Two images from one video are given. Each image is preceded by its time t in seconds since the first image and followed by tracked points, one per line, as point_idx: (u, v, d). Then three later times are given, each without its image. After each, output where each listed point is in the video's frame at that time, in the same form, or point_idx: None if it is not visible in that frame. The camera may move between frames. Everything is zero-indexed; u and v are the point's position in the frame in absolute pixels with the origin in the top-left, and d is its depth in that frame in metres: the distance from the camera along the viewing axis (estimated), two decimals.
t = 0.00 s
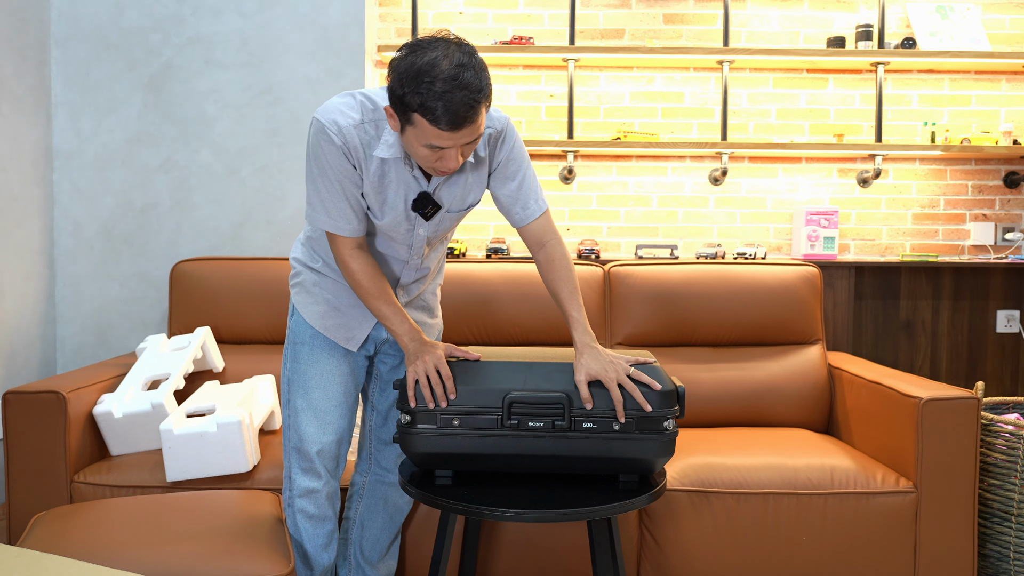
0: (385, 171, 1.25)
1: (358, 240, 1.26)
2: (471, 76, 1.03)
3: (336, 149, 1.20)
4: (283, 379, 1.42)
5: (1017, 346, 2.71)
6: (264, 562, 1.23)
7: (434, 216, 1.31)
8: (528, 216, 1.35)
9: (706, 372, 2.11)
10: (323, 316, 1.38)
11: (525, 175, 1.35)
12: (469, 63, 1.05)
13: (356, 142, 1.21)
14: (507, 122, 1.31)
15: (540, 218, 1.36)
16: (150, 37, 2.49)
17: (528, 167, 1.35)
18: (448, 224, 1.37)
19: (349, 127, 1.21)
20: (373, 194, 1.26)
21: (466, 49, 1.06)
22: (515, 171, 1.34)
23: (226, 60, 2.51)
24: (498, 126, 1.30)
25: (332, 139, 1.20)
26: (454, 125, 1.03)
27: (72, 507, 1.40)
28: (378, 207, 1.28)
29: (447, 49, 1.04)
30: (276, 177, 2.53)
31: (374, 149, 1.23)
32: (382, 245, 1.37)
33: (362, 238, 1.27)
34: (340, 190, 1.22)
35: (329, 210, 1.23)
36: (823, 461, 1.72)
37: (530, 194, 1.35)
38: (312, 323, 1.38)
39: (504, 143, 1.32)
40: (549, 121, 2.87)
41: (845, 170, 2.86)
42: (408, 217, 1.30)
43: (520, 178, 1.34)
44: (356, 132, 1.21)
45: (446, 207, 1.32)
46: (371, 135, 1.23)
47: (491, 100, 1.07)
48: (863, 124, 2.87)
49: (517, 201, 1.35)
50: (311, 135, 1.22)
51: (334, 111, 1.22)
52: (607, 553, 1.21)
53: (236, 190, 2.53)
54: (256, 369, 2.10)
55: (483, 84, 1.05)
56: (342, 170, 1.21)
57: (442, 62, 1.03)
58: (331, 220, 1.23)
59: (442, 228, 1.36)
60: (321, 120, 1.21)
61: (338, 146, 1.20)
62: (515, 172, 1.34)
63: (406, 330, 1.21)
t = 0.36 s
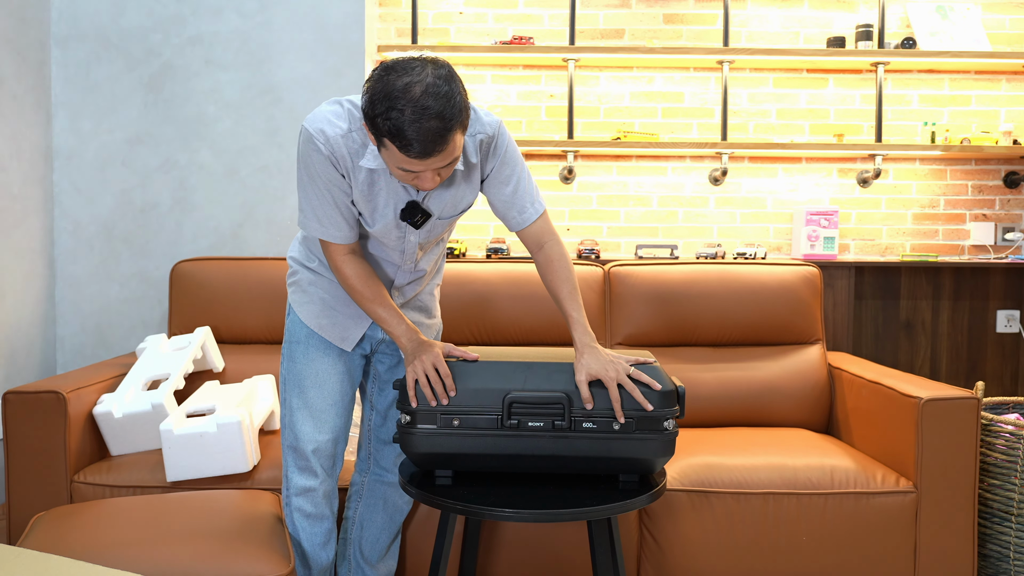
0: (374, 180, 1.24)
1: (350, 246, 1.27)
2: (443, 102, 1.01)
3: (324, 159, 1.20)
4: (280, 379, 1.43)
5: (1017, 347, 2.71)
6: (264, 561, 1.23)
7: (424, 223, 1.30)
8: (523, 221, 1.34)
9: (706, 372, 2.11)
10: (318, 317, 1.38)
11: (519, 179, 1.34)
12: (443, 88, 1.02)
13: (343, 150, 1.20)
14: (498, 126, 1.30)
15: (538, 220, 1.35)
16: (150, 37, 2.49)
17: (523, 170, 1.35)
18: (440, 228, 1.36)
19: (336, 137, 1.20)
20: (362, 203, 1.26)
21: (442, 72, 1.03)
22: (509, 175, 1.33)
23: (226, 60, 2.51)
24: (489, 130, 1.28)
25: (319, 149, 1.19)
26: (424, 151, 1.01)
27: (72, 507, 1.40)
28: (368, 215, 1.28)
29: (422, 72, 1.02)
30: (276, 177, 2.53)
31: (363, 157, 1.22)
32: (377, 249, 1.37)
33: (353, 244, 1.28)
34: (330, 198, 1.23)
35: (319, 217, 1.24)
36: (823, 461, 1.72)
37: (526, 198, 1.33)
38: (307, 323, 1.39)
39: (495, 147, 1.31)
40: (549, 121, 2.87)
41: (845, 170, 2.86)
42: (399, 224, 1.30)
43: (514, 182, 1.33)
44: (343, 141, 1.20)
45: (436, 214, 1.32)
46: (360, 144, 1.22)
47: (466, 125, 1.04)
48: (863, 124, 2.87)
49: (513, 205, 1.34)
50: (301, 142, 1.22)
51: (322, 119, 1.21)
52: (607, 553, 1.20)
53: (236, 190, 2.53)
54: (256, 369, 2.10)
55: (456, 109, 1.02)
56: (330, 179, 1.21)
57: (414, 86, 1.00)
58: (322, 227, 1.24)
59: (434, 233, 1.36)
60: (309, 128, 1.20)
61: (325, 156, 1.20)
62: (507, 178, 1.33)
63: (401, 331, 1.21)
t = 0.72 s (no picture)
0: (366, 182, 1.23)
1: (346, 247, 1.27)
2: (420, 106, 1.00)
3: (314, 164, 1.19)
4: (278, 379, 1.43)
5: (1017, 347, 2.71)
6: (264, 562, 1.23)
7: (420, 221, 1.30)
8: (507, 213, 1.39)
9: (706, 372, 2.11)
10: (315, 317, 1.38)
11: (508, 174, 1.36)
12: (420, 92, 1.01)
13: (334, 154, 1.20)
14: (489, 121, 1.30)
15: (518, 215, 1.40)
16: (150, 37, 2.49)
17: (512, 164, 1.36)
18: (435, 227, 1.36)
19: (326, 140, 1.19)
20: (356, 205, 1.26)
21: (421, 76, 1.03)
22: (500, 170, 1.34)
23: (226, 60, 2.51)
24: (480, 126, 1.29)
25: (309, 154, 1.19)
26: (400, 156, 1.01)
27: (72, 507, 1.40)
28: (364, 216, 1.28)
29: (401, 75, 1.01)
30: (276, 177, 2.53)
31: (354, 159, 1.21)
32: (373, 248, 1.37)
33: (349, 245, 1.27)
34: (324, 202, 1.23)
35: (315, 221, 1.24)
36: (823, 461, 1.72)
37: (516, 190, 1.37)
38: (304, 323, 1.38)
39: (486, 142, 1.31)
40: (549, 121, 2.87)
41: (845, 170, 2.85)
42: (394, 224, 1.30)
43: (504, 177, 1.35)
44: (333, 144, 1.19)
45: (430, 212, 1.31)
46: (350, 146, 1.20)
47: (443, 130, 1.03)
48: (863, 124, 2.87)
49: (504, 197, 1.37)
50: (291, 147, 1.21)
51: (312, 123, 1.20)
52: (606, 553, 1.20)
53: (236, 190, 2.53)
54: (256, 369, 2.10)
55: (434, 114, 1.01)
56: (323, 183, 1.21)
57: (391, 90, 1.00)
58: (317, 231, 1.24)
59: (429, 232, 1.35)
60: (299, 133, 1.19)
61: (316, 160, 1.19)
62: (497, 172, 1.34)
63: (399, 331, 1.22)
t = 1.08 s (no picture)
0: (372, 176, 1.24)
1: (349, 245, 1.26)
2: (446, 77, 1.01)
3: (320, 160, 1.19)
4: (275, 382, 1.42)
5: (1018, 347, 2.71)
6: (264, 561, 1.23)
7: (427, 212, 1.31)
8: (484, 204, 1.41)
9: (706, 372, 2.11)
10: (314, 318, 1.38)
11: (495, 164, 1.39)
12: (442, 64, 1.02)
13: (340, 148, 1.20)
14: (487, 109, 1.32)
15: (493, 209, 1.42)
16: (150, 37, 2.49)
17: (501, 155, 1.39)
18: (440, 219, 1.36)
19: (332, 135, 1.20)
20: (362, 200, 1.26)
21: (438, 48, 1.04)
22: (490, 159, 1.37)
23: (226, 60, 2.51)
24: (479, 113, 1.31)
25: (315, 149, 1.19)
26: (435, 129, 1.01)
27: (72, 507, 1.41)
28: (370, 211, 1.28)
29: (420, 51, 1.02)
30: (277, 177, 2.53)
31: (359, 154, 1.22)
32: (374, 247, 1.37)
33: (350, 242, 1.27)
34: (329, 199, 1.22)
35: (319, 219, 1.23)
36: (823, 461, 1.72)
37: (498, 181, 1.40)
38: (301, 325, 1.38)
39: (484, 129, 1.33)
40: (549, 121, 2.87)
41: (845, 170, 2.85)
42: (401, 216, 1.30)
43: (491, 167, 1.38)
44: (339, 139, 1.20)
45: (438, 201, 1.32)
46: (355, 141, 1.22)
47: (470, 98, 1.05)
48: (863, 124, 2.87)
49: (485, 185, 1.39)
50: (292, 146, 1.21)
51: (314, 120, 1.20)
52: (606, 553, 1.20)
53: (236, 190, 2.53)
54: (256, 369, 2.10)
55: (459, 82, 1.03)
56: (329, 179, 1.21)
57: (414, 66, 1.00)
58: (322, 229, 1.23)
59: (435, 223, 1.36)
60: (302, 130, 1.19)
61: (323, 155, 1.19)
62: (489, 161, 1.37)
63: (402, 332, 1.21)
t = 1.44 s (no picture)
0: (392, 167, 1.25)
1: (359, 242, 1.24)
2: (486, 45, 1.04)
3: (342, 150, 1.18)
4: (284, 385, 1.42)
5: (1018, 346, 2.72)
6: (265, 561, 1.23)
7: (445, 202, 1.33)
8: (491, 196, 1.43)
9: (706, 372, 2.11)
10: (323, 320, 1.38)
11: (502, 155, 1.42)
12: (482, 34, 1.05)
13: (361, 139, 1.20)
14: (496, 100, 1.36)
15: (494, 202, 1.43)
16: (150, 37, 2.49)
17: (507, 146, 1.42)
18: (455, 210, 1.38)
19: (355, 126, 1.19)
20: (381, 191, 1.26)
21: (475, 22, 1.06)
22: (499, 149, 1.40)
23: (226, 60, 2.51)
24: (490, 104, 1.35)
25: (338, 140, 1.17)
26: (477, 96, 1.03)
27: (72, 507, 1.41)
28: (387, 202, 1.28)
29: (458, 22, 1.04)
30: (277, 177, 2.53)
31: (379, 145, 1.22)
32: (386, 243, 1.36)
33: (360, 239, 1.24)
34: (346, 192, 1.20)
35: (333, 213, 1.20)
36: (823, 461, 1.72)
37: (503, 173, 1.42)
38: (310, 327, 1.38)
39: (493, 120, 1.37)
40: (549, 120, 2.87)
41: (845, 170, 2.86)
42: (419, 207, 1.31)
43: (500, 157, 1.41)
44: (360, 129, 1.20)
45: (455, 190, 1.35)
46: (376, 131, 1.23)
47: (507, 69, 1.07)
48: (863, 124, 2.87)
49: (492, 177, 1.42)
50: (309, 138, 1.19)
51: (333, 112, 1.19)
52: (606, 553, 1.20)
53: (236, 190, 2.53)
54: (256, 369, 2.10)
55: (498, 52, 1.05)
56: (350, 170, 1.20)
57: (455, 35, 1.03)
58: (336, 224, 1.20)
59: (451, 215, 1.37)
60: (322, 121, 1.17)
61: (346, 145, 1.18)
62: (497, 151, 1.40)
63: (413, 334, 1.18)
